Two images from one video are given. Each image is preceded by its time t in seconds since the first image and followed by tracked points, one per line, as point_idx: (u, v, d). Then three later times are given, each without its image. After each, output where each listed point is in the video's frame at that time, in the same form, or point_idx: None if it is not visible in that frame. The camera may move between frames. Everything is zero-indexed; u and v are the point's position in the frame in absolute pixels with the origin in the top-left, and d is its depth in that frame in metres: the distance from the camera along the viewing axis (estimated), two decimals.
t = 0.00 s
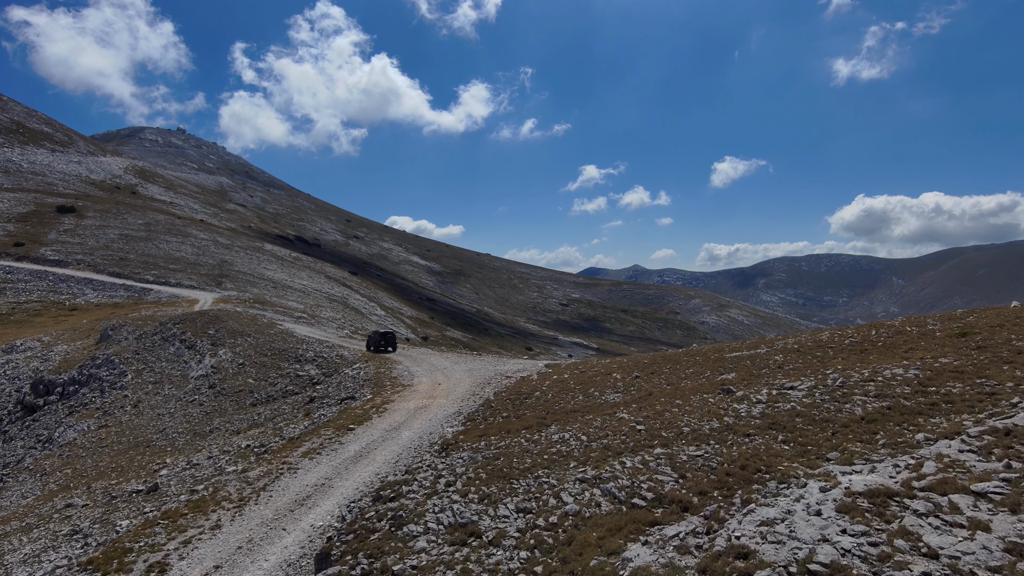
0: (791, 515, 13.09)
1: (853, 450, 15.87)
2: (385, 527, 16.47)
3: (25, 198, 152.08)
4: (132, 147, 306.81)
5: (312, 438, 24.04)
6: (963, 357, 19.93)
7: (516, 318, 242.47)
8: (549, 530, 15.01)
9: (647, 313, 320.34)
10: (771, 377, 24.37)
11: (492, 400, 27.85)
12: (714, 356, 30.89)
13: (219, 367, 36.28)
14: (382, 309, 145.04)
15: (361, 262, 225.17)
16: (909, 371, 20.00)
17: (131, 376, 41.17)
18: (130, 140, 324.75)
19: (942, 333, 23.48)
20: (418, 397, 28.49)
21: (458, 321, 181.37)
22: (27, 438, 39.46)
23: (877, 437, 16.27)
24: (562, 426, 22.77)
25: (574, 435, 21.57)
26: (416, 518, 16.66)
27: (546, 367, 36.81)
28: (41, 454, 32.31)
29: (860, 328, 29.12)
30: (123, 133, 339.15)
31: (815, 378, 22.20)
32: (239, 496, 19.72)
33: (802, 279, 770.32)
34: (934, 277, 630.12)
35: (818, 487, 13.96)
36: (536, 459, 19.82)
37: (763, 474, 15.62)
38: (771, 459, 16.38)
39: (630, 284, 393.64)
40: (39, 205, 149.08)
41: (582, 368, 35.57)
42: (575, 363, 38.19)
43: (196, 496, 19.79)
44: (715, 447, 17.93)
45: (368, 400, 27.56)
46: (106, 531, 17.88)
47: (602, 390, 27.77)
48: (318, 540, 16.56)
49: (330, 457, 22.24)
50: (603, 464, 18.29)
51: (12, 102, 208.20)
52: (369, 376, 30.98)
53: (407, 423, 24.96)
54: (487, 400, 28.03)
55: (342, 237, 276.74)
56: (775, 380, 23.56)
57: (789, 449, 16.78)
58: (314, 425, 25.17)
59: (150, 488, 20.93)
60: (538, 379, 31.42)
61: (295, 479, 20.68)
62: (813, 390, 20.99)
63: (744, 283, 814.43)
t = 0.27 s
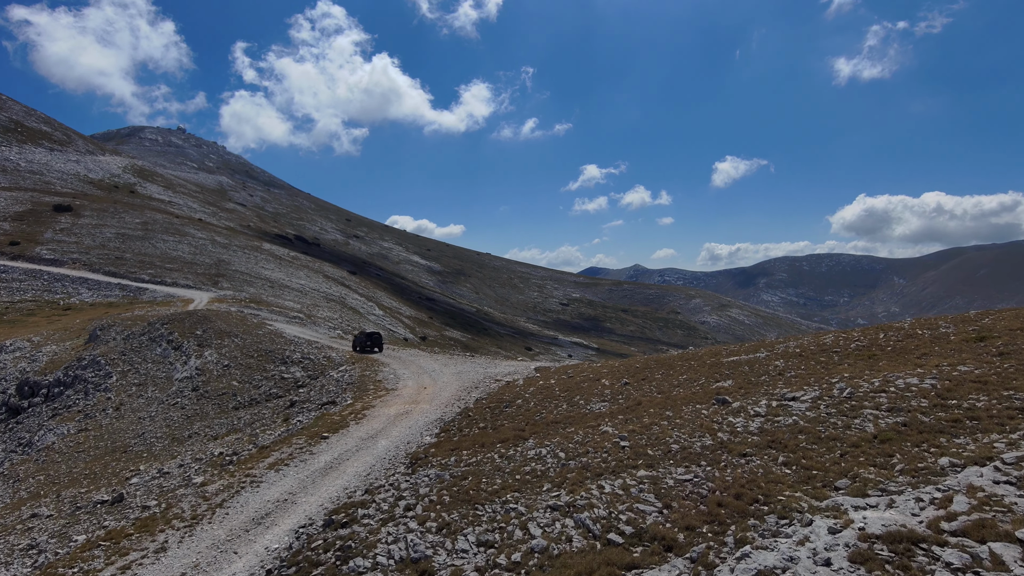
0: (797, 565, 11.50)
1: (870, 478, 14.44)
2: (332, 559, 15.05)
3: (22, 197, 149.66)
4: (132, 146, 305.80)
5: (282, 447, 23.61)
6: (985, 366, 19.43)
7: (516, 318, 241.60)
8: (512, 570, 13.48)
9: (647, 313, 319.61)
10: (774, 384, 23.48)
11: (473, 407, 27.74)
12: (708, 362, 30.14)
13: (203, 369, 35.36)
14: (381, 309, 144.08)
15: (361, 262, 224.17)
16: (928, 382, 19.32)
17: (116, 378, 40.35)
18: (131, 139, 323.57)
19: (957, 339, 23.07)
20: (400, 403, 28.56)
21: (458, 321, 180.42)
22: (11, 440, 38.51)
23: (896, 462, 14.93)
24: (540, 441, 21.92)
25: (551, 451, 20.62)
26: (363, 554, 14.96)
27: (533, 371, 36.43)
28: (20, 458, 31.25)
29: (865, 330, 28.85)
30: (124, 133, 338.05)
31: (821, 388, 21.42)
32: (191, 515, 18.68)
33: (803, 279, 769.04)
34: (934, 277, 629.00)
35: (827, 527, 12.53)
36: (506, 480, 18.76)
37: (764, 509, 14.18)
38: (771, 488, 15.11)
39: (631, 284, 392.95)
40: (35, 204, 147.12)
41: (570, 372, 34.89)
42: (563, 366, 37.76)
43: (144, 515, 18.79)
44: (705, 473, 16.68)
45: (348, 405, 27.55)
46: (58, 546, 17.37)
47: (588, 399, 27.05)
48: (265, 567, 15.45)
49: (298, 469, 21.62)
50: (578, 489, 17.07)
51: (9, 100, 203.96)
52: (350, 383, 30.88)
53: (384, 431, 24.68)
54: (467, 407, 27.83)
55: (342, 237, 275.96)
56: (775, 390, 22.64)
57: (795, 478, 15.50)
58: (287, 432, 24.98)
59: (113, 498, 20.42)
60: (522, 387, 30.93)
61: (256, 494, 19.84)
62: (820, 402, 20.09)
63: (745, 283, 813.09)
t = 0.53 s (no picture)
0: None
1: (898, 520, 12.54)
2: None
3: (18, 197, 144.66)
4: (132, 146, 304.38)
5: (247, 460, 23.11)
6: (1014, 376, 18.47)
7: (516, 318, 240.71)
8: None
9: (648, 313, 318.64)
10: (783, 394, 22.51)
11: (454, 414, 27.40)
12: (701, 370, 29.19)
13: (186, 372, 34.34)
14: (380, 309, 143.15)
15: (361, 262, 223.15)
16: (953, 395, 18.20)
17: (100, 381, 39.40)
18: (130, 139, 321.87)
19: (978, 345, 22.37)
20: (382, 409, 28.18)
21: (457, 321, 179.39)
22: None
23: (927, 499, 13.18)
24: (512, 460, 20.89)
25: (523, 475, 19.43)
26: None
27: (520, 376, 35.69)
28: None
29: (879, 335, 28.27)
30: (123, 133, 336.26)
31: (833, 401, 20.42)
32: (133, 539, 17.56)
33: (804, 279, 767.27)
34: (936, 277, 627.45)
35: None
36: (470, 509, 17.42)
37: (766, 562, 12.14)
38: (775, 531, 13.26)
39: (631, 284, 391.88)
40: (31, 203, 143.70)
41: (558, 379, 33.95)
42: (550, 371, 36.96)
43: (82, 539, 17.77)
44: (697, 510, 15.03)
45: (325, 412, 27.35)
46: None
47: (572, 410, 26.15)
48: None
49: (259, 486, 20.87)
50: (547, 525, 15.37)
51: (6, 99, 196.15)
52: (331, 389, 30.51)
53: (358, 442, 24.19)
54: (448, 416, 27.30)
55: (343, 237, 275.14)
56: (775, 401, 21.94)
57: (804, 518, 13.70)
58: (256, 442, 24.57)
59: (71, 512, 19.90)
60: (504, 396, 30.14)
61: (209, 514, 19.00)
62: (833, 418, 18.98)
63: (746, 283, 811.68)
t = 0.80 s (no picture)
0: None
1: None
2: None
3: (16, 197, 141.87)
4: (133, 146, 303.86)
5: (207, 476, 22.51)
6: None
7: (518, 318, 239.45)
8: None
9: (650, 313, 316.91)
10: (799, 409, 21.16)
11: (434, 422, 27.11)
12: (698, 380, 28.01)
13: (170, 375, 33.74)
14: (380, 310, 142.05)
15: (361, 262, 222.17)
16: (994, 414, 16.68)
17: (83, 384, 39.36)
18: (132, 139, 321.21)
19: (1011, 353, 21.20)
20: (362, 418, 27.98)
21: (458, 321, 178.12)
22: None
23: (982, 560, 10.88)
24: (480, 486, 19.37)
25: (490, 506, 17.74)
26: None
27: (507, 383, 34.78)
28: None
29: (896, 339, 27.31)
30: (125, 133, 335.43)
31: (851, 421, 18.95)
32: (64, 570, 16.42)
33: (807, 279, 764.24)
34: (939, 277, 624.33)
35: None
36: (425, 551, 15.43)
37: None
38: None
39: (633, 284, 390.12)
40: (29, 202, 141.01)
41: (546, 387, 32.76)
42: (539, 377, 36.04)
43: (12, 567, 17.03)
44: (690, 566, 12.88)
45: (301, 420, 27.47)
46: None
47: (555, 425, 24.96)
48: None
49: (214, 507, 19.96)
50: None
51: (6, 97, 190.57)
52: (309, 398, 30.39)
53: (330, 453, 23.86)
54: (429, 425, 26.87)
55: (344, 236, 274.40)
56: (781, 418, 20.73)
57: None
58: (223, 455, 24.33)
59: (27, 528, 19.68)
60: (486, 406, 29.09)
61: (154, 539, 17.94)
62: (855, 444, 17.32)
63: (749, 282, 808.78)
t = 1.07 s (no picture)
0: None
1: None
2: None
3: (17, 198, 139.57)
4: (136, 146, 303.77)
5: (162, 495, 21.50)
6: None
7: (520, 319, 238.05)
8: None
9: (653, 313, 314.85)
10: (820, 429, 19.62)
11: (415, 432, 26.28)
12: (698, 392, 26.62)
13: (155, 378, 34.72)
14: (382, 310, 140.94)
15: (363, 262, 221.34)
16: None
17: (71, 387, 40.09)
18: (135, 140, 321.25)
19: None
20: (342, 427, 27.21)
21: (460, 321, 176.96)
22: None
23: None
24: (442, 521, 17.41)
25: (449, 551, 15.48)
26: None
27: (496, 391, 33.57)
28: None
29: (915, 347, 26.17)
30: (128, 133, 335.10)
31: (882, 449, 17.10)
32: None
33: (811, 279, 759.84)
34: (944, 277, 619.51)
35: None
36: None
37: None
38: None
39: (636, 285, 388.11)
40: (30, 203, 138.94)
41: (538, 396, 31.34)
42: (531, 384, 34.76)
43: None
44: None
45: (276, 430, 26.95)
46: None
47: (537, 446, 23.40)
48: None
49: (163, 531, 18.71)
50: None
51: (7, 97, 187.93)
52: (287, 407, 29.90)
53: (301, 467, 22.96)
54: (410, 435, 26.01)
55: (347, 237, 273.77)
56: (793, 443, 18.95)
57: None
58: (186, 471, 23.47)
59: None
60: (466, 420, 27.60)
61: (89, 572, 16.54)
62: (889, 480, 15.14)
63: (753, 282, 804.90)
